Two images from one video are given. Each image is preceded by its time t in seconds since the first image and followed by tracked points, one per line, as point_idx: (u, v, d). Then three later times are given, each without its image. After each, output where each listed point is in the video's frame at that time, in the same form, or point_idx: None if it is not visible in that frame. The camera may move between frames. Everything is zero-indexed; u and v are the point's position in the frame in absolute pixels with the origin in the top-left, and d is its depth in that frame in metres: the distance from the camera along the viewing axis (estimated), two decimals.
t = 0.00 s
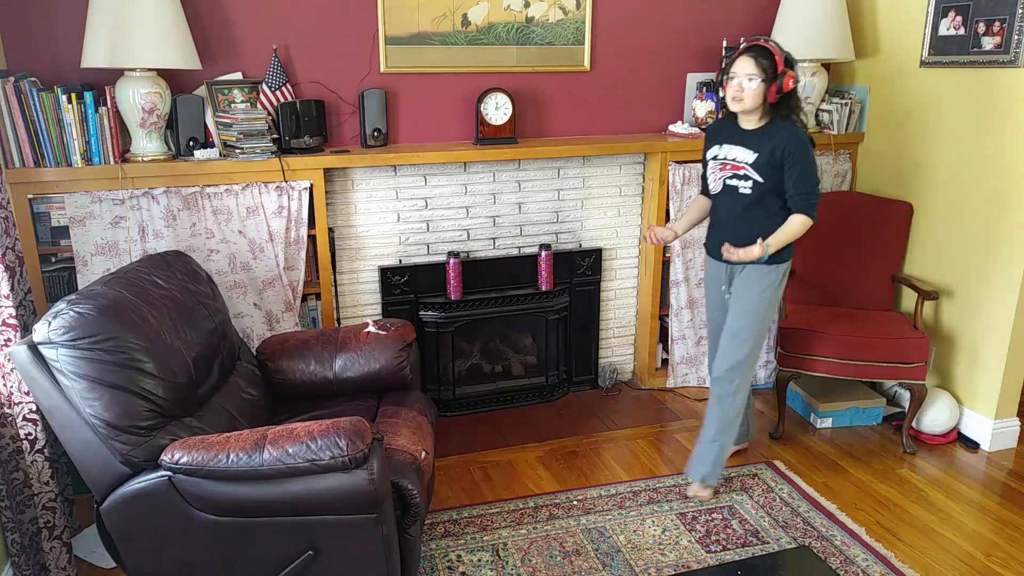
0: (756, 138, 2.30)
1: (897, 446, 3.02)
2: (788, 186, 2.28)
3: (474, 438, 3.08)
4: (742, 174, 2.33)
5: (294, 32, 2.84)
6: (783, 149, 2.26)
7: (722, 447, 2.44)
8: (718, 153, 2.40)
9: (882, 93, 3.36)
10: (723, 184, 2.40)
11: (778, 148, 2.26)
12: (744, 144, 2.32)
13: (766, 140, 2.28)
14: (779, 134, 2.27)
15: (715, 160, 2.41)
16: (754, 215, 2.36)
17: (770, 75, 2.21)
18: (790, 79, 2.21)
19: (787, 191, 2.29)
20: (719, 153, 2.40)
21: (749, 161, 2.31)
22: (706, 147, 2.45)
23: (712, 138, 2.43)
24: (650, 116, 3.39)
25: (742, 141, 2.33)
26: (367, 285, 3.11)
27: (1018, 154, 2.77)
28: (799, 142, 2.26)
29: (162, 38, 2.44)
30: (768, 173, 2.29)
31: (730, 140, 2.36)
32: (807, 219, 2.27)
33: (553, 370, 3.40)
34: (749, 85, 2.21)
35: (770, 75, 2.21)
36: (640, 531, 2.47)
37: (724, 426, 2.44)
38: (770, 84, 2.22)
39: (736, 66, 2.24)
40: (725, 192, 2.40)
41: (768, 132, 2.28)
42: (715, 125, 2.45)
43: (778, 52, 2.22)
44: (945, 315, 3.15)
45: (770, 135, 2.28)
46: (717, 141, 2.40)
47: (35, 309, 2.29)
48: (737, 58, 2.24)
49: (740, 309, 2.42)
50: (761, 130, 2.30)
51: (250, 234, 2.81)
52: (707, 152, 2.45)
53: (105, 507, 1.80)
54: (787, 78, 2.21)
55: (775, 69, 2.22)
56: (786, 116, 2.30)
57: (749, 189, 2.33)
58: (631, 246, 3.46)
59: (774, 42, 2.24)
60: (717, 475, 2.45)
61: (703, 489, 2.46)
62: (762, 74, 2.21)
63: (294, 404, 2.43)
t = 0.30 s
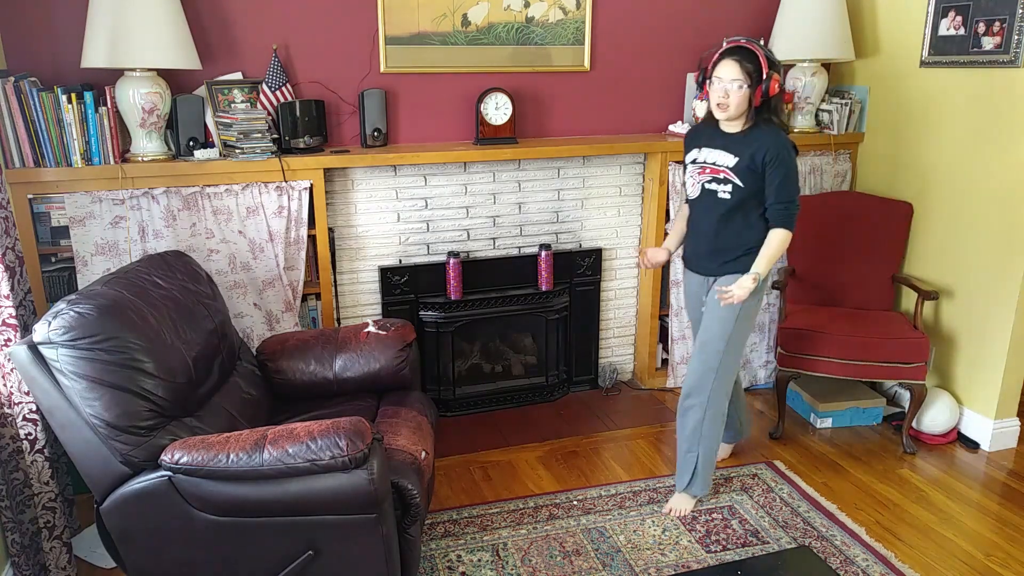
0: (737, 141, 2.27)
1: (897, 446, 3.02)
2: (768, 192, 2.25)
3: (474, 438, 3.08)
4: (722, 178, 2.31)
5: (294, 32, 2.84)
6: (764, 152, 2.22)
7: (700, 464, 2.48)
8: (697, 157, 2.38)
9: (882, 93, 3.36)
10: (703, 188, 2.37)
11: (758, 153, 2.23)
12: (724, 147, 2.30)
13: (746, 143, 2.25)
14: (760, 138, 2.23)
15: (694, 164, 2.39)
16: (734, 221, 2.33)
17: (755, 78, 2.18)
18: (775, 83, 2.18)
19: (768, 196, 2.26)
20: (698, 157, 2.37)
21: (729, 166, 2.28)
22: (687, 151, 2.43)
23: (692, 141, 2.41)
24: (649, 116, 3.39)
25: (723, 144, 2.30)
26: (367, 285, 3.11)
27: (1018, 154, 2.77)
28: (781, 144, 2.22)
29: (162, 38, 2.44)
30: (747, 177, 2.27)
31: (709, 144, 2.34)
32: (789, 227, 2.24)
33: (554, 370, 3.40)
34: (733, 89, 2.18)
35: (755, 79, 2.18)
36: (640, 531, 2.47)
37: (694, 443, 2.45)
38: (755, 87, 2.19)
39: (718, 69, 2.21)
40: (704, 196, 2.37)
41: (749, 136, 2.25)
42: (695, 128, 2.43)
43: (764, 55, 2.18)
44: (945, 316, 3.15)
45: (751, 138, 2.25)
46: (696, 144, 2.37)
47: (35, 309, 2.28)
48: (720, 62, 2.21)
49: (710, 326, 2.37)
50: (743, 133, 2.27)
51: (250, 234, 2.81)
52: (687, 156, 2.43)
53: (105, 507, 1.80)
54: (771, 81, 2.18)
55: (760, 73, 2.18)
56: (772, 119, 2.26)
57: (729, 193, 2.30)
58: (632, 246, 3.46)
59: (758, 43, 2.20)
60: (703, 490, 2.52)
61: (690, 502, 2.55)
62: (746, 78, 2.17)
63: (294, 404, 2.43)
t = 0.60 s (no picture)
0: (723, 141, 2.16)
1: (896, 446, 3.02)
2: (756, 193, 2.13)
3: (474, 438, 3.08)
4: (707, 178, 2.19)
5: (294, 32, 2.84)
6: (752, 151, 2.11)
7: (710, 472, 2.47)
8: (681, 156, 2.26)
9: (882, 93, 3.36)
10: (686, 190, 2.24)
11: (746, 151, 2.12)
12: (710, 147, 2.18)
13: (733, 142, 2.14)
14: (747, 137, 2.12)
15: (678, 164, 2.26)
16: (720, 224, 2.20)
17: (743, 76, 2.09)
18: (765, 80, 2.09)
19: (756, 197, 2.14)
20: (682, 157, 2.25)
21: (715, 165, 2.16)
22: (670, 151, 2.31)
23: (676, 141, 2.29)
24: (649, 116, 3.39)
25: (708, 144, 2.19)
26: (367, 285, 3.11)
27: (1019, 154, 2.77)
28: (769, 142, 2.11)
29: (162, 38, 2.44)
30: (734, 178, 2.15)
31: (694, 143, 2.23)
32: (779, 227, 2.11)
33: (553, 370, 3.40)
34: (721, 86, 2.08)
35: (743, 76, 2.09)
36: (640, 531, 2.47)
37: (708, 454, 2.43)
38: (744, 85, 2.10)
39: (705, 65, 2.11)
40: (688, 198, 2.24)
41: (736, 135, 2.14)
42: (678, 128, 2.32)
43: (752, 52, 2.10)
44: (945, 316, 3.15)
45: (738, 137, 2.14)
46: (681, 143, 2.25)
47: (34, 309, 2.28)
48: (706, 57, 2.11)
49: (705, 336, 2.27)
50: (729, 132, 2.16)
51: (250, 234, 2.81)
52: (670, 157, 2.31)
53: (105, 507, 1.80)
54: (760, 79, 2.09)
55: (748, 70, 2.09)
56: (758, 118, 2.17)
57: (714, 194, 2.18)
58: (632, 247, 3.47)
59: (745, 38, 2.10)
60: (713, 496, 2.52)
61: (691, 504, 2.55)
62: (735, 75, 2.08)
63: (294, 404, 2.43)
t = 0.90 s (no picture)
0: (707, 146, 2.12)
1: (897, 446, 3.02)
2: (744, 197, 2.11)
3: (474, 438, 3.08)
4: (694, 185, 2.14)
5: (294, 32, 2.84)
6: (740, 155, 2.08)
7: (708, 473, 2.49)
8: (664, 161, 2.21)
9: (882, 93, 3.36)
10: (671, 196, 2.19)
11: (736, 158, 2.08)
12: (694, 151, 2.14)
13: (720, 147, 2.11)
14: (735, 143, 2.09)
15: (661, 169, 2.21)
16: (706, 229, 2.17)
17: (726, 80, 2.05)
18: (748, 86, 2.06)
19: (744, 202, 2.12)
20: (665, 162, 2.20)
21: (701, 171, 2.12)
22: (651, 156, 2.26)
23: (657, 145, 2.24)
24: (649, 116, 3.39)
25: (693, 148, 2.15)
26: (367, 286, 3.11)
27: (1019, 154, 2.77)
28: (758, 146, 2.09)
29: (162, 38, 2.44)
30: (723, 185, 2.11)
31: (677, 147, 2.18)
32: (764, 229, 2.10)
33: (553, 370, 3.39)
34: (703, 90, 2.05)
35: (726, 80, 2.06)
36: (640, 531, 2.47)
37: (705, 455, 2.44)
38: (726, 89, 2.06)
39: (688, 67, 2.07)
40: (672, 205, 2.19)
41: (721, 139, 2.11)
42: (659, 130, 2.27)
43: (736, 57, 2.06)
44: (946, 316, 3.15)
45: (724, 141, 2.10)
46: (663, 147, 2.21)
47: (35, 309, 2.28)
48: (689, 60, 2.07)
49: (693, 339, 2.25)
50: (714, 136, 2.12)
51: (250, 234, 2.81)
52: (652, 162, 2.26)
53: (105, 507, 1.80)
54: (743, 84, 2.06)
55: (732, 74, 2.05)
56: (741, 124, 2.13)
57: (701, 200, 2.14)
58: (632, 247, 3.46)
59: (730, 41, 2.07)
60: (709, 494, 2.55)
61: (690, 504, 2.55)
62: (717, 79, 2.04)
63: (294, 404, 2.43)
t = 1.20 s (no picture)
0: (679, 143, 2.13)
1: (896, 446, 3.02)
2: (713, 191, 2.15)
3: (474, 438, 3.08)
4: (666, 181, 2.14)
5: (294, 32, 2.84)
6: (710, 149, 2.11)
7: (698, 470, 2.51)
8: (633, 159, 2.19)
9: (881, 93, 3.36)
10: (641, 194, 2.18)
11: (708, 151, 2.11)
12: (665, 148, 2.14)
13: (690, 142, 2.12)
14: (705, 137, 2.11)
15: (629, 167, 2.20)
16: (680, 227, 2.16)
17: (699, 77, 2.04)
18: (720, 82, 2.05)
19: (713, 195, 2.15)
20: (633, 161, 2.19)
21: (673, 167, 2.13)
22: (616, 155, 2.24)
23: (623, 144, 2.22)
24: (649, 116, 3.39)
25: (662, 145, 2.15)
26: (367, 285, 3.11)
27: (1019, 154, 2.77)
28: (726, 140, 2.13)
29: (163, 38, 2.44)
30: (695, 180, 2.13)
31: (645, 144, 2.17)
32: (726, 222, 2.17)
33: (554, 370, 3.38)
34: (677, 87, 2.03)
35: (698, 77, 2.04)
36: (640, 531, 2.47)
37: (696, 454, 2.46)
38: (699, 86, 2.05)
39: (660, 63, 2.05)
40: (641, 203, 2.18)
41: (691, 136, 2.12)
42: (622, 131, 2.25)
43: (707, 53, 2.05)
44: (945, 316, 3.15)
45: (694, 137, 2.12)
46: (631, 145, 2.19)
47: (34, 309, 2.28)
48: (660, 57, 2.05)
49: (668, 346, 2.25)
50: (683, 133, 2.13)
51: (250, 234, 2.81)
52: (617, 161, 2.23)
53: (105, 507, 1.80)
54: (714, 81, 2.05)
55: (704, 71, 2.04)
56: (707, 120, 2.13)
57: (674, 197, 2.14)
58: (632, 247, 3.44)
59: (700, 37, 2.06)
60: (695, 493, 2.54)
61: (691, 504, 2.55)
62: (690, 76, 2.03)
63: (294, 404, 2.43)
